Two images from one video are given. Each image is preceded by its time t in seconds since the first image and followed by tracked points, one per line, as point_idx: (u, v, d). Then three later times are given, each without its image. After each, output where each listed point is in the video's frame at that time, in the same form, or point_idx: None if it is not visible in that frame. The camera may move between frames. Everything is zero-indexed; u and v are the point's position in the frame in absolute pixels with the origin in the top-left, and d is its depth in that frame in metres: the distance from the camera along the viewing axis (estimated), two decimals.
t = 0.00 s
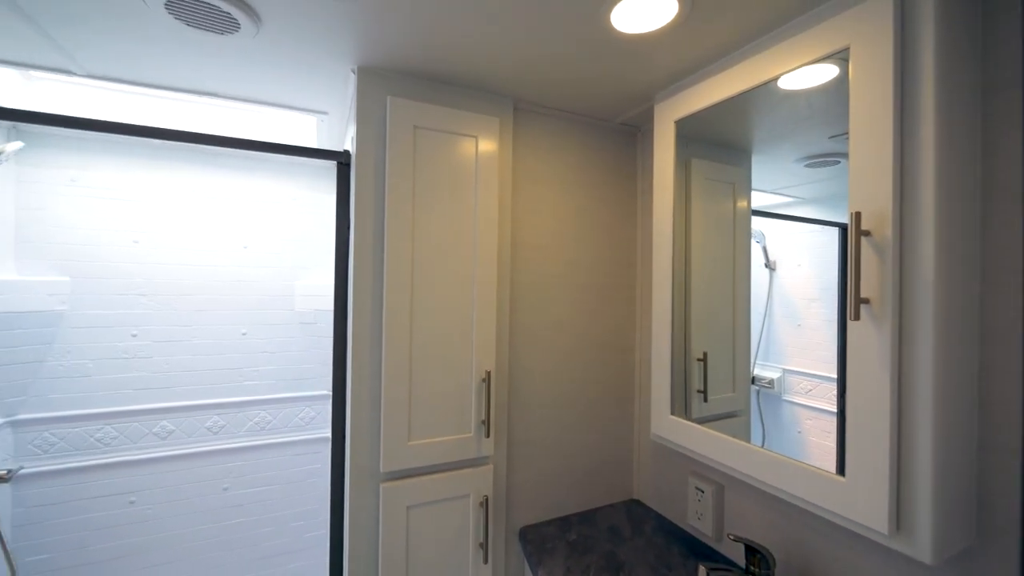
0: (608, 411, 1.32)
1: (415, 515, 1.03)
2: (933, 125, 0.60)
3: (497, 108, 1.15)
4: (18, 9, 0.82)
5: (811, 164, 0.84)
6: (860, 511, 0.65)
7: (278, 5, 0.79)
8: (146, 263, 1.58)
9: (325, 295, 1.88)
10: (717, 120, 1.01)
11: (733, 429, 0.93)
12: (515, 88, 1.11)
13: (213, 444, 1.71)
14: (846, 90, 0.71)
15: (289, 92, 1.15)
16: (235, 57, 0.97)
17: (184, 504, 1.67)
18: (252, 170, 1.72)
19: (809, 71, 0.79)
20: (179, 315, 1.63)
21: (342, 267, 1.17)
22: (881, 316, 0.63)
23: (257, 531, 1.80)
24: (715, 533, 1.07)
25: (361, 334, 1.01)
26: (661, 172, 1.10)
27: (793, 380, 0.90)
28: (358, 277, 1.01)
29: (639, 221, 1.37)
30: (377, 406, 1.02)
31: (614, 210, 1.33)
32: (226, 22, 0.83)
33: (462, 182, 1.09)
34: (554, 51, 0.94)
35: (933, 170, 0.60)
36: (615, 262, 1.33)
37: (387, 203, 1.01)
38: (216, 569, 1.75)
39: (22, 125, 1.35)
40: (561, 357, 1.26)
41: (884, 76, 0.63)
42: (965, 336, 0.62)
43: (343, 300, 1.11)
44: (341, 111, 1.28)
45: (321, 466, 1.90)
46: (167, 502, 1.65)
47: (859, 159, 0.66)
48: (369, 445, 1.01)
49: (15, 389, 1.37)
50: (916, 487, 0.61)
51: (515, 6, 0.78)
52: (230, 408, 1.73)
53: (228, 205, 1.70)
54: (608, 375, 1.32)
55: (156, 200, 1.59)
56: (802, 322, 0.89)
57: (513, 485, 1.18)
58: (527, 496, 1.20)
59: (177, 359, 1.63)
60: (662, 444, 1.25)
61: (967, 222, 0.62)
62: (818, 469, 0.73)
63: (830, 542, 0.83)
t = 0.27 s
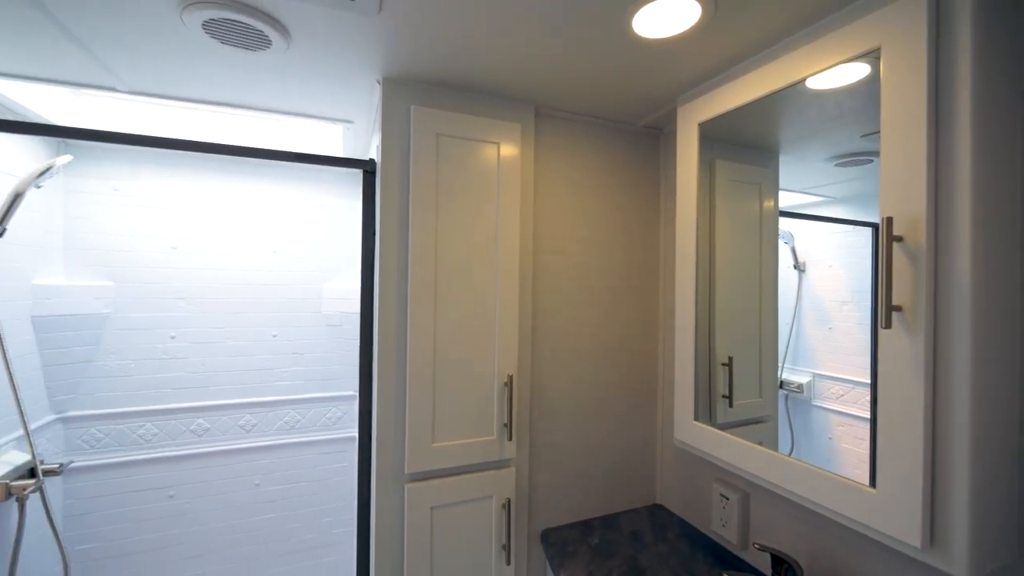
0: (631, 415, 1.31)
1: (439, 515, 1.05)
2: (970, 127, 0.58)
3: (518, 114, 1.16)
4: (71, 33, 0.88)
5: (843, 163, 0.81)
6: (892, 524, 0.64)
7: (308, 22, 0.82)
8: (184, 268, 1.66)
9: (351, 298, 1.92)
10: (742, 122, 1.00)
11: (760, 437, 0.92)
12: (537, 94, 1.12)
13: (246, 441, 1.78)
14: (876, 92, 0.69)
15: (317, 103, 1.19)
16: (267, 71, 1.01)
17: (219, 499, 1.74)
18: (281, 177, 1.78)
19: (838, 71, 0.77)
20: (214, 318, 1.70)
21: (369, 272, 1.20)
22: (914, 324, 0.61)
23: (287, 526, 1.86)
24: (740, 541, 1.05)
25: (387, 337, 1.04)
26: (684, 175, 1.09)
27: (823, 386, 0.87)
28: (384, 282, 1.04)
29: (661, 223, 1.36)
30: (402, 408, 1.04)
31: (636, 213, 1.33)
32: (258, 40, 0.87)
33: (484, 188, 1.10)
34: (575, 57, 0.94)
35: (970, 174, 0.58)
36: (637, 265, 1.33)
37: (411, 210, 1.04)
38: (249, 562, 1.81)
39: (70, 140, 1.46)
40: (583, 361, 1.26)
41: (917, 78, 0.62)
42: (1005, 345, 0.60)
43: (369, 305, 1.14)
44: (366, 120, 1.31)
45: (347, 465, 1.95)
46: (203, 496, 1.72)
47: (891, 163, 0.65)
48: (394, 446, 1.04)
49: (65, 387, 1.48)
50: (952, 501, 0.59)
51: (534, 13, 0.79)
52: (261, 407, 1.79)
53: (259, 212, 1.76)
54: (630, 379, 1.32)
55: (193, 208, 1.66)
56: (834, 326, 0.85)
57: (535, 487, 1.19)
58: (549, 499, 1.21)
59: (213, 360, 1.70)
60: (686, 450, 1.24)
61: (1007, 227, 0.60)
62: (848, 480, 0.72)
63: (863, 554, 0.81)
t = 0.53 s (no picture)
0: (649, 419, 1.30)
1: (457, 516, 1.07)
2: (1003, 125, 0.56)
3: (534, 118, 1.17)
4: (107, 52, 0.93)
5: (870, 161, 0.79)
6: (919, 537, 0.62)
7: (326, 35, 0.84)
8: (213, 271, 1.72)
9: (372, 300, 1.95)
10: (763, 121, 0.98)
11: (783, 444, 0.91)
12: (552, 98, 1.12)
13: (272, 439, 1.83)
14: (902, 90, 0.67)
15: (337, 111, 1.21)
16: (289, 82, 1.04)
17: (247, 494, 1.80)
18: (305, 182, 1.82)
19: (861, 71, 0.75)
20: (241, 319, 1.76)
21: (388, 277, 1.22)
22: (943, 332, 0.59)
23: (311, 522, 1.90)
24: (761, 549, 1.03)
25: (405, 341, 1.06)
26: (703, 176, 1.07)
27: (853, 391, 0.83)
28: (402, 287, 1.06)
29: (680, 225, 1.34)
30: (420, 411, 1.06)
31: (654, 215, 1.31)
32: (280, 53, 0.89)
33: (501, 192, 1.11)
34: (590, 60, 0.94)
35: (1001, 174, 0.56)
36: (655, 267, 1.31)
37: (428, 216, 1.05)
38: (276, 557, 1.86)
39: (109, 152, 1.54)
40: (601, 364, 1.25)
41: (945, 75, 0.60)
42: None
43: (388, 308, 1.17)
44: (385, 126, 1.34)
45: (369, 463, 1.98)
46: (231, 492, 1.77)
47: (918, 163, 0.62)
48: (413, 448, 1.06)
49: (103, 385, 1.57)
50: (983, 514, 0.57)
51: (548, 19, 0.79)
52: (286, 406, 1.83)
53: (283, 217, 1.81)
54: (648, 383, 1.30)
55: (221, 214, 1.72)
56: (864, 329, 0.81)
57: (552, 490, 1.19)
58: (566, 502, 1.21)
59: (240, 361, 1.76)
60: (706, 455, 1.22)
61: None
62: (874, 491, 0.70)
63: (892, 566, 0.79)
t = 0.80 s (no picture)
0: (673, 422, 1.28)
1: (480, 515, 1.08)
2: None
3: (556, 119, 1.16)
4: (148, 65, 0.98)
5: (910, 156, 0.75)
6: (960, 550, 0.60)
7: (353, 43, 0.86)
8: (246, 272, 1.78)
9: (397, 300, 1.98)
10: (794, 117, 0.95)
11: (814, 449, 0.88)
12: (574, 99, 1.12)
13: (302, 435, 1.88)
14: (942, 82, 0.64)
15: (363, 115, 1.24)
16: (318, 89, 1.07)
17: (278, 488, 1.85)
18: (332, 185, 1.87)
19: (897, 65, 0.73)
20: (272, 319, 1.82)
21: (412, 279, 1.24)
22: (986, 335, 0.57)
23: (339, 517, 1.94)
24: (791, 557, 1.01)
25: (429, 341, 1.07)
26: (728, 175, 1.05)
27: (892, 395, 0.80)
28: (426, 289, 1.07)
29: (705, 225, 1.31)
30: (444, 411, 1.08)
31: (678, 216, 1.29)
32: (309, 62, 0.92)
33: (523, 193, 1.11)
34: (612, 60, 0.93)
35: None
36: (679, 268, 1.29)
37: (452, 218, 1.07)
38: (305, 550, 1.90)
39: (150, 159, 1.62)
40: (623, 366, 1.25)
41: (990, 65, 0.57)
42: None
43: (412, 309, 1.19)
44: (409, 130, 1.36)
45: (394, 461, 2.01)
46: (263, 485, 1.84)
47: (959, 159, 0.60)
48: (436, 447, 1.07)
49: (145, 380, 1.66)
50: None
51: (569, 20, 0.79)
52: (315, 403, 1.89)
53: (312, 219, 1.86)
54: (672, 386, 1.28)
55: (254, 217, 1.79)
56: (902, 331, 0.77)
57: (574, 491, 1.19)
58: (589, 503, 1.21)
59: (271, 359, 1.82)
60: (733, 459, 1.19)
61: None
62: (914, 502, 0.67)
63: None
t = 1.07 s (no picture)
0: (693, 423, 1.27)
1: (497, 512, 1.08)
2: None
3: (575, 117, 1.16)
4: (177, 70, 1.01)
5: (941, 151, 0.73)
6: (995, 562, 0.58)
7: (374, 44, 0.87)
8: (270, 270, 1.82)
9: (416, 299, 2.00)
10: (819, 112, 0.93)
11: (840, 452, 0.86)
12: (593, 97, 1.12)
13: (323, 430, 1.91)
14: (978, 73, 0.62)
15: (383, 116, 1.26)
16: (339, 90, 1.08)
17: (300, 482, 1.89)
18: (353, 185, 1.90)
19: (930, 56, 0.70)
20: (295, 316, 1.86)
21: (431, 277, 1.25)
22: None
23: (359, 512, 1.97)
24: (814, 563, 0.98)
25: (448, 339, 1.08)
26: (751, 172, 1.03)
27: (922, 398, 0.78)
28: (444, 287, 1.08)
29: (726, 223, 1.29)
30: (462, 408, 1.09)
31: (698, 214, 1.27)
32: (330, 64, 0.94)
33: (541, 192, 1.11)
34: (632, 56, 0.92)
35: None
36: (700, 267, 1.27)
37: (470, 217, 1.07)
38: (326, 543, 1.94)
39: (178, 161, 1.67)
40: (642, 365, 1.23)
41: None
42: None
43: (431, 307, 1.20)
44: (428, 130, 1.37)
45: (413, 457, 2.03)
46: (286, 479, 1.88)
47: (996, 153, 0.57)
48: (455, 444, 1.08)
49: (174, 376, 1.72)
50: None
51: (588, 16, 0.78)
52: (336, 399, 1.92)
53: (333, 219, 1.89)
54: (692, 386, 1.27)
55: (278, 217, 1.83)
56: (933, 334, 0.75)
57: (592, 491, 1.19)
58: (606, 503, 1.20)
59: (293, 356, 1.86)
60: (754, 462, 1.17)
61: None
62: (947, 510, 0.65)
63: None
